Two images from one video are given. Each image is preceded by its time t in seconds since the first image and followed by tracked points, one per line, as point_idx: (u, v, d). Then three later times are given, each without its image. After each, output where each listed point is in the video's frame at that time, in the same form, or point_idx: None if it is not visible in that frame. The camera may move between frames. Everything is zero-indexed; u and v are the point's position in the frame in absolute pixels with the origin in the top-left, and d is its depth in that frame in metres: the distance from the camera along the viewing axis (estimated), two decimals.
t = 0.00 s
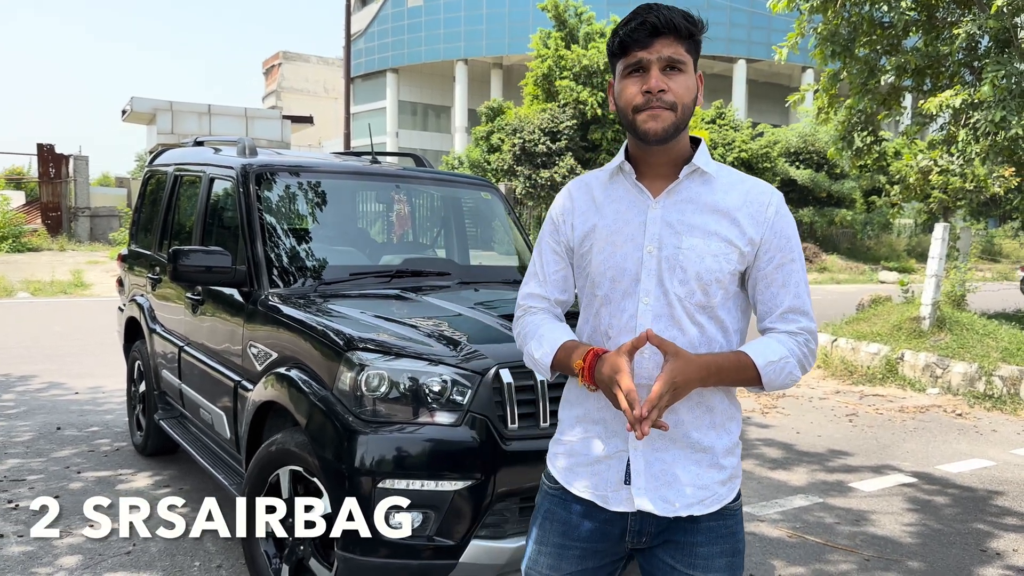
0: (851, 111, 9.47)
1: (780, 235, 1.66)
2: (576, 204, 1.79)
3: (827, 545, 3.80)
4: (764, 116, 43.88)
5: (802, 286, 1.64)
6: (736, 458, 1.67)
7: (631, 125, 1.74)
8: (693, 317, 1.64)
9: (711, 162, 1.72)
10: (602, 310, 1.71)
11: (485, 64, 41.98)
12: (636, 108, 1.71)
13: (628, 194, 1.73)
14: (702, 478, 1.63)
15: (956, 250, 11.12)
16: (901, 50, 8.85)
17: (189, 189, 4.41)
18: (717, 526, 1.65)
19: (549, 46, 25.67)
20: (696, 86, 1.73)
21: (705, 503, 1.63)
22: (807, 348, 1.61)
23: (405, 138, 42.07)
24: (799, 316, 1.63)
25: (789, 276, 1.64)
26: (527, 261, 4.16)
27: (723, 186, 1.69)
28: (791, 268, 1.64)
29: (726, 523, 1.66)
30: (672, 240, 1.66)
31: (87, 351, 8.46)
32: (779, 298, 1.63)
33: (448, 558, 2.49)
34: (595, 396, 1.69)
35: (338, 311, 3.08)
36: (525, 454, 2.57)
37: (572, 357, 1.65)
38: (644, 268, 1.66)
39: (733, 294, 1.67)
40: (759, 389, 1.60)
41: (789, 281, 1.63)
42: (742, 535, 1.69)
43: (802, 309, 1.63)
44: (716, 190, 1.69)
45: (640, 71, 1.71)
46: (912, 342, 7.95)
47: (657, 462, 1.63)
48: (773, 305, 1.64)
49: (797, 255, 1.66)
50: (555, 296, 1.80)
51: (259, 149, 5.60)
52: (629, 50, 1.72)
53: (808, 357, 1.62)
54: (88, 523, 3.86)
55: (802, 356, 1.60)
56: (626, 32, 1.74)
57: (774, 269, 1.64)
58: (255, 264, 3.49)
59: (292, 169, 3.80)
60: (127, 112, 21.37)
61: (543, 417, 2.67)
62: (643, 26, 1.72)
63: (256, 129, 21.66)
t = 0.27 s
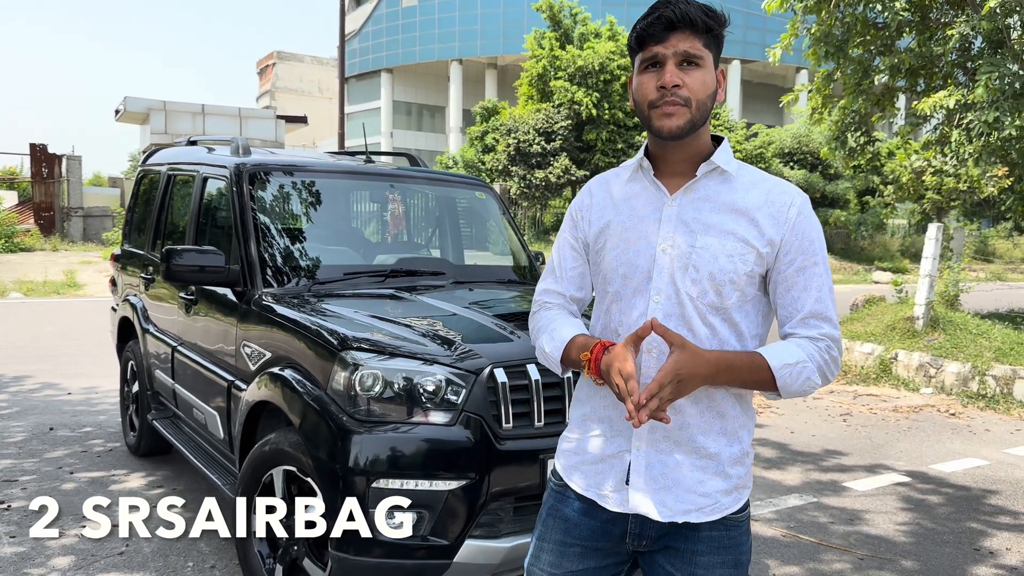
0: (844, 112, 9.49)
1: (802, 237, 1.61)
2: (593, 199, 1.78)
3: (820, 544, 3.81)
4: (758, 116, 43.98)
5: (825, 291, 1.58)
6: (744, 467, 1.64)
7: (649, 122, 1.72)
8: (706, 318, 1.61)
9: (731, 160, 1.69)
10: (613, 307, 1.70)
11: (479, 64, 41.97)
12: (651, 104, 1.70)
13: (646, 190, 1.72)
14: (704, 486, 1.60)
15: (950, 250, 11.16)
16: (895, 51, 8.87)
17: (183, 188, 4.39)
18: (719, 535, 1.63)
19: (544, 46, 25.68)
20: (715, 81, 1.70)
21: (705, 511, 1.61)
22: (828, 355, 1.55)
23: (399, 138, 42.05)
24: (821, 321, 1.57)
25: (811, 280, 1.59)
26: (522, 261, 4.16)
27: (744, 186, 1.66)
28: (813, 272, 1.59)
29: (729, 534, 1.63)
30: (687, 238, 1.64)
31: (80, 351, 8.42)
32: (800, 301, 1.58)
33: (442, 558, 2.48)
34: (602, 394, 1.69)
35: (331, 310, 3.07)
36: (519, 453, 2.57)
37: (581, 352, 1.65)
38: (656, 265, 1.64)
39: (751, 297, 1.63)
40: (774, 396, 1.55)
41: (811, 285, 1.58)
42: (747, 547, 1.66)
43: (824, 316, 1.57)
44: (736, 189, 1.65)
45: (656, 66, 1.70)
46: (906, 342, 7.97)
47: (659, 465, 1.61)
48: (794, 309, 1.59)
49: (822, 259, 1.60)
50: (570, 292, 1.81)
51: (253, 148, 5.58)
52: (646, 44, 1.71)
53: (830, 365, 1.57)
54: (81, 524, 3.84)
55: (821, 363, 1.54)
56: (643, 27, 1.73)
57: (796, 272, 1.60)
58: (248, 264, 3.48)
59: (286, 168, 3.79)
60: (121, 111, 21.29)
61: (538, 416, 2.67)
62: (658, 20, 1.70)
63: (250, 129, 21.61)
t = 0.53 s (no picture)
0: (858, 99, 9.40)
1: (712, 206, 1.69)
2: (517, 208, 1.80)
3: (834, 531, 3.79)
4: (772, 106, 43.64)
5: (733, 250, 1.69)
6: (698, 424, 1.69)
7: (570, 125, 1.74)
8: (645, 291, 1.66)
9: (642, 150, 1.73)
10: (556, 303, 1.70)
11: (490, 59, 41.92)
12: (574, 106, 1.72)
13: (570, 188, 1.73)
14: (669, 444, 1.63)
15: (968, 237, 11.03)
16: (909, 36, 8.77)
17: (195, 186, 4.42)
18: (689, 491, 1.65)
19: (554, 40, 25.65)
20: (627, 89, 1.75)
21: (672, 468, 1.63)
22: (745, 304, 1.66)
23: (412, 135, 42.13)
24: (736, 278, 1.68)
25: (724, 243, 1.69)
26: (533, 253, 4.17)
27: (655, 168, 1.71)
28: (725, 236, 1.69)
29: (698, 489, 1.66)
30: (617, 222, 1.67)
31: (99, 350, 8.52)
32: (718, 263, 1.68)
33: (458, 548, 2.49)
34: (564, 372, 1.69)
35: (343, 304, 3.09)
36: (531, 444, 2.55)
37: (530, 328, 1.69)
38: (593, 251, 1.67)
39: (680, 268, 1.70)
40: (708, 342, 1.64)
41: (725, 246, 1.69)
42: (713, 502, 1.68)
43: (738, 272, 1.69)
44: (651, 173, 1.71)
45: (578, 71, 1.73)
46: (923, 330, 7.90)
47: (626, 431, 1.63)
48: (714, 270, 1.68)
49: (727, 223, 1.71)
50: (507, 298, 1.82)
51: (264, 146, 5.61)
52: (570, 51, 1.74)
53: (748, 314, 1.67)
54: (99, 519, 3.88)
55: (743, 309, 1.65)
56: (567, 34, 1.76)
57: (710, 237, 1.69)
58: (260, 259, 3.50)
59: (295, 163, 3.80)
60: (135, 114, 21.47)
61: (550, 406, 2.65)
62: (582, 29, 1.73)
63: (263, 128, 21.73)
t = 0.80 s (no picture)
0: (850, 100, 9.43)
1: (703, 200, 1.70)
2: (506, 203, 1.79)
3: (827, 531, 3.79)
4: (766, 108, 43.75)
5: (724, 244, 1.71)
6: (698, 414, 1.69)
7: (561, 118, 1.75)
8: (638, 287, 1.66)
9: (631, 146, 1.75)
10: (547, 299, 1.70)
11: (484, 61, 41.93)
12: (566, 99, 1.73)
13: (560, 183, 1.73)
14: (670, 434, 1.63)
15: (961, 238, 11.06)
16: (901, 38, 8.79)
17: (187, 189, 4.40)
18: (694, 472, 1.64)
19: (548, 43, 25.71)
20: (623, 88, 1.77)
21: (675, 458, 1.63)
22: (738, 299, 1.67)
23: (406, 137, 42.12)
24: (729, 273, 1.69)
25: (715, 237, 1.70)
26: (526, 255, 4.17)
27: (646, 163, 1.72)
28: (717, 230, 1.71)
29: (702, 470, 1.65)
30: (608, 218, 1.67)
31: (91, 353, 8.47)
32: (710, 258, 1.69)
33: (450, 550, 2.47)
34: (560, 373, 1.69)
35: (336, 306, 3.08)
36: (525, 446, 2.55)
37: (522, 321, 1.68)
38: (584, 248, 1.66)
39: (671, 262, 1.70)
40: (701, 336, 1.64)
41: (716, 241, 1.70)
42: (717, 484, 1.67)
43: (730, 267, 1.70)
44: (641, 168, 1.72)
45: (574, 65, 1.74)
46: (916, 330, 7.92)
47: (625, 427, 1.63)
48: (706, 265, 1.69)
49: (718, 217, 1.72)
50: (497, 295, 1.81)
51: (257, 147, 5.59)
52: (567, 44, 1.75)
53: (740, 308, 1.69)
54: (91, 523, 3.86)
55: (736, 303, 1.66)
56: (564, 28, 1.78)
57: (701, 230, 1.70)
58: (252, 262, 3.48)
59: (286, 164, 3.78)
60: (128, 116, 21.41)
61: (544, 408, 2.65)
62: (581, 23, 1.75)
63: (256, 130, 21.69)
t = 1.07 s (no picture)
0: (844, 102, 9.45)
1: (722, 202, 1.67)
2: (517, 201, 1.75)
3: (824, 532, 3.79)
4: (761, 110, 43.85)
5: (744, 247, 1.68)
6: (717, 422, 1.67)
7: (576, 106, 1.70)
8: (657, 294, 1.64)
9: (648, 141, 1.72)
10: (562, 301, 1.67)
11: (479, 64, 41.94)
12: (581, 86, 1.68)
13: (575, 182, 1.70)
14: (691, 446, 1.61)
15: (955, 239, 11.08)
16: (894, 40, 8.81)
17: (181, 191, 4.38)
18: (716, 483, 1.63)
19: (542, 45, 25.76)
20: (641, 73, 1.73)
21: (697, 468, 1.61)
22: (757, 303, 1.65)
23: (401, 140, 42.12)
24: (748, 277, 1.66)
25: (734, 239, 1.67)
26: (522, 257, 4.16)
27: (663, 162, 1.69)
28: (736, 232, 1.68)
29: (723, 480, 1.64)
30: (625, 222, 1.65)
31: (85, 357, 8.44)
32: (728, 262, 1.66)
33: (447, 553, 2.47)
34: (576, 382, 1.66)
35: (331, 309, 3.07)
36: (520, 448, 2.55)
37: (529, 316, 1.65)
38: (601, 252, 1.64)
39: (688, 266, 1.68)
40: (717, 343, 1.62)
41: (735, 244, 1.67)
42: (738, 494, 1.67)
43: (748, 270, 1.67)
44: (659, 168, 1.69)
45: (590, 50, 1.70)
46: (911, 331, 7.94)
47: (646, 438, 1.61)
48: (724, 269, 1.67)
49: (737, 218, 1.69)
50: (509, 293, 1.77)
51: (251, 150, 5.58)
52: (582, 29, 1.71)
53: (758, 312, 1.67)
54: (85, 527, 3.84)
55: (755, 308, 1.64)
56: (580, 13, 1.73)
57: (719, 232, 1.67)
58: (246, 264, 3.47)
59: (280, 166, 3.78)
60: (122, 119, 21.35)
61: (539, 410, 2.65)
62: (596, 7, 1.71)
63: (250, 133, 21.66)
